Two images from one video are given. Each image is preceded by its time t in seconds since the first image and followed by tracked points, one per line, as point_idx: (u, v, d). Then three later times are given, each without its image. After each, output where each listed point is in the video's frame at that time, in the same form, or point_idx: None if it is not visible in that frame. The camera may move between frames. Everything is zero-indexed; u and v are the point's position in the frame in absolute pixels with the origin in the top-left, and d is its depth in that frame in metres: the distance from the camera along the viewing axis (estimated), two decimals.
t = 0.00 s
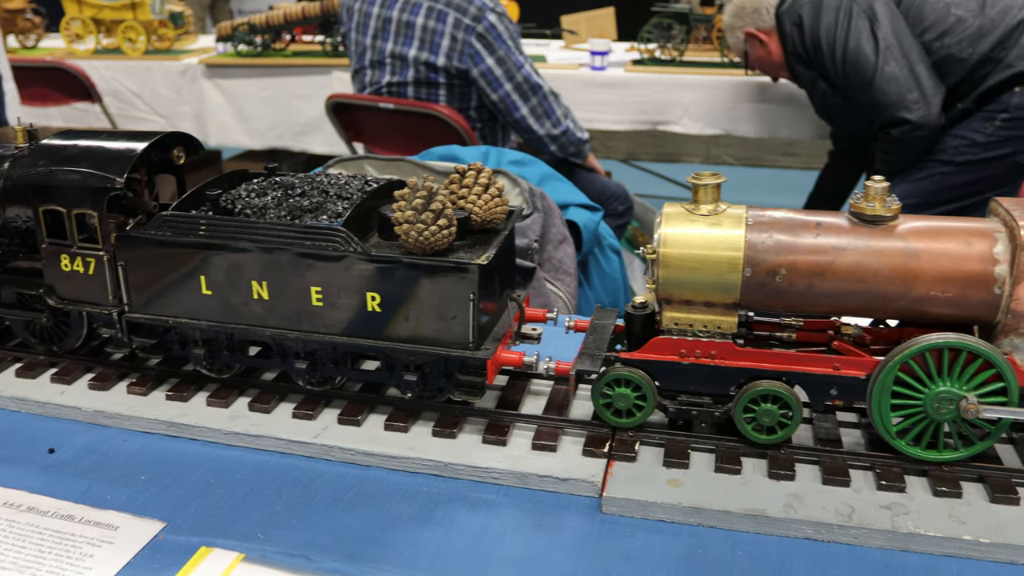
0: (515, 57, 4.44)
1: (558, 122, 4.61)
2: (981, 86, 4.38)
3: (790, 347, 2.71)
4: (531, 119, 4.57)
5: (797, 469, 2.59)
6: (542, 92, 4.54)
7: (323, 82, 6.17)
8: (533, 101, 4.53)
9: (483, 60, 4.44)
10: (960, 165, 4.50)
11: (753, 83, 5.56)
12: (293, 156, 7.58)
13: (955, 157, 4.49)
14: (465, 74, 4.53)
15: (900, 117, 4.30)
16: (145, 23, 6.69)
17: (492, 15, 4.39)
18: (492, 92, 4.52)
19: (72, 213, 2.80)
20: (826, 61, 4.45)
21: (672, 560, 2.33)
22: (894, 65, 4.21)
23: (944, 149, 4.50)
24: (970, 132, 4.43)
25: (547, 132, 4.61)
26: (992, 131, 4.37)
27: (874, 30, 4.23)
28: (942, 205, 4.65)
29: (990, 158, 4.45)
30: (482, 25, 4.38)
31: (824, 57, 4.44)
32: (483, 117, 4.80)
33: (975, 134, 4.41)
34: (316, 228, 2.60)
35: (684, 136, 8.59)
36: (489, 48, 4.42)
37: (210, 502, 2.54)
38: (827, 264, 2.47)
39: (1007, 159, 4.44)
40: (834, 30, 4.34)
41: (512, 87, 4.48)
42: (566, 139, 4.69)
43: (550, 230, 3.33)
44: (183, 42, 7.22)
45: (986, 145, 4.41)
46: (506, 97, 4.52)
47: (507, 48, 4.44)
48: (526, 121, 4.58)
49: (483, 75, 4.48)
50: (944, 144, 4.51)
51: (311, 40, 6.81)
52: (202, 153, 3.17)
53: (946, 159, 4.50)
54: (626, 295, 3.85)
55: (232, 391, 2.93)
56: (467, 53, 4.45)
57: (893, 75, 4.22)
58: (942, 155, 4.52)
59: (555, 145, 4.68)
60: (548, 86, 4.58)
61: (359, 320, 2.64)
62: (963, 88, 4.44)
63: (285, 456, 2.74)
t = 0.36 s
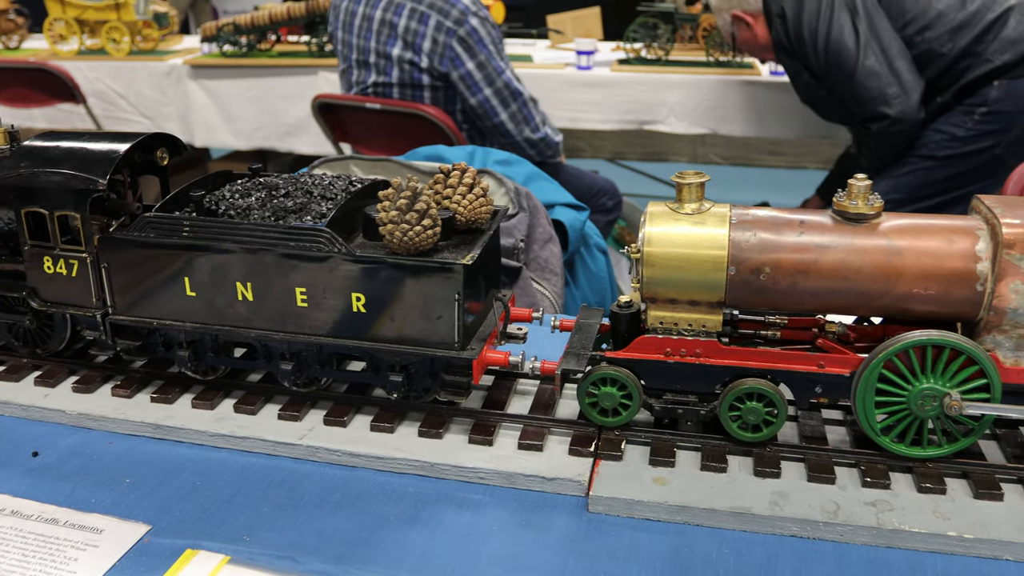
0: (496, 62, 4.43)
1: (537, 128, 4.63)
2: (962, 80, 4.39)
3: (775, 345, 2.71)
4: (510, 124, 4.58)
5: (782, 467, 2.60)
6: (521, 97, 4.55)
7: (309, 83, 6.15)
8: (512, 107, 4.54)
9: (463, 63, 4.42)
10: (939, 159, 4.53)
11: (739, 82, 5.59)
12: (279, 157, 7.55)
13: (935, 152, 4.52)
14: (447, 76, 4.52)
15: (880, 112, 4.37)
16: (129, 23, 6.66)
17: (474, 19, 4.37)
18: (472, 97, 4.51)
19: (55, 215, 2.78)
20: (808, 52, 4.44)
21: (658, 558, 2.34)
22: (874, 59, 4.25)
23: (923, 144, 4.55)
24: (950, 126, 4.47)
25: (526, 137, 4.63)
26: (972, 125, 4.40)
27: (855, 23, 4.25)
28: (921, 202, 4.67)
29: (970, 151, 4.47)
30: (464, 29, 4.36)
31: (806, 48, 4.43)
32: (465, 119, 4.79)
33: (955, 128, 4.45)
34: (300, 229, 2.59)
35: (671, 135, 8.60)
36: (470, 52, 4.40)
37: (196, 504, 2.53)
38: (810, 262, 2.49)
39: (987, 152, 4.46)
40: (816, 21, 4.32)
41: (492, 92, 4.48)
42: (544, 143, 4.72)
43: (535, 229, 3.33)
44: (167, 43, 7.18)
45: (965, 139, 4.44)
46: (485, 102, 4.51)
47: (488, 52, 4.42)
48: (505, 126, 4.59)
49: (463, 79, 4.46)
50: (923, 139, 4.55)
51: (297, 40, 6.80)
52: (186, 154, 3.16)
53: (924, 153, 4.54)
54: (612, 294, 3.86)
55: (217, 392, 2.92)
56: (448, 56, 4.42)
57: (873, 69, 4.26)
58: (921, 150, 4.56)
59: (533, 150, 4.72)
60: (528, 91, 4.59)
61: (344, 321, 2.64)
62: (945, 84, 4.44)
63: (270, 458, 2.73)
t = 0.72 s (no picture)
0: (486, 67, 4.43)
1: (525, 134, 4.64)
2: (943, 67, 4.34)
3: (761, 344, 2.72)
4: (498, 129, 4.58)
5: (768, 465, 2.60)
6: (511, 104, 4.56)
7: (296, 83, 6.14)
8: (501, 113, 4.54)
9: (454, 67, 4.41)
10: (923, 149, 4.45)
11: (726, 82, 5.60)
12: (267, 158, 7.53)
13: (917, 142, 4.47)
14: (437, 80, 4.51)
15: (863, 85, 4.47)
16: (115, 24, 6.64)
17: (467, 24, 4.36)
18: (461, 101, 4.51)
19: (39, 217, 2.77)
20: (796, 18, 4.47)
21: (644, 557, 2.34)
22: (858, 32, 4.32)
23: (901, 135, 4.54)
24: (932, 115, 4.39)
25: (513, 143, 4.64)
26: (951, 113, 4.30)
27: None
28: (911, 195, 4.62)
29: (952, 139, 4.35)
30: (456, 32, 4.35)
31: (795, 14, 4.45)
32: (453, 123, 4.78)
33: (936, 117, 4.37)
34: (286, 230, 2.59)
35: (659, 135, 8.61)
36: (461, 56, 4.39)
37: (182, 506, 2.52)
38: (795, 261, 2.49)
39: (970, 139, 4.32)
40: None
41: (482, 97, 4.48)
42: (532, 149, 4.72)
43: (522, 229, 3.33)
44: (154, 44, 7.17)
45: (947, 127, 4.33)
46: (474, 107, 4.51)
47: (479, 57, 4.42)
48: (493, 131, 4.59)
49: (453, 83, 4.45)
50: (903, 130, 4.54)
51: (284, 41, 6.79)
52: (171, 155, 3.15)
53: (903, 144, 4.52)
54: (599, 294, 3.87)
55: (203, 394, 2.91)
56: (439, 60, 4.42)
57: (857, 41, 4.33)
58: (899, 140, 4.56)
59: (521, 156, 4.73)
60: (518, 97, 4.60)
61: (331, 322, 2.63)
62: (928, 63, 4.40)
63: (256, 459, 2.72)
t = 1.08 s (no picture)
0: (469, 67, 4.42)
1: (508, 133, 4.64)
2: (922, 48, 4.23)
3: (744, 342, 2.71)
4: (481, 129, 4.58)
5: (751, 462, 2.62)
6: (494, 103, 4.55)
7: (280, 83, 6.12)
8: (485, 113, 4.53)
9: (437, 67, 4.40)
10: (906, 142, 4.35)
11: (710, 80, 5.64)
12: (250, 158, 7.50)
13: (899, 134, 4.39)
14: (421, 80, 4.50)
15: (846, 50, 4.20)
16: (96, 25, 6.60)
17: (450, 23, 4.34)
18: (444, 101, 4.50)
19: (18, 219, 2.76)
20: None
21: (628, 556, 2.34)
22: None
23: (884, 129, 4.47)
24: (911, 107, 4.30)
25: (497, 143, 4.64)
26: (930, 103, 4.22)
27: None
28: (895, 191, 4.52)
29: (933, 130, 4.26)
30: (438, 32, 4.33)
31: None
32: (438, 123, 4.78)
33: (915, 108, 4.28)
34: (267, 231, 2.58)
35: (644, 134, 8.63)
36: (444, 56, 4.38)
37: (164, 509, 2.50)
38: (776, 259, 2.50)
39: (949, 130, 4.23)
40: None
41: (465, 97, 4.47)
42: (515, 149, 4.72)
43: (506, 229, 3.33)
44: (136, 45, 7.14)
45: (928, 118, 4.25)
46: (457, 106, 4.50)
47: (462, 57, 4.41)
48: (476, 130, 4.59)
49: (436, 82, 4.45)
50: (885, 122, 4.47)
51: (267, 41, 6.77)
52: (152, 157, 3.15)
53: (887, 137, 4.45)
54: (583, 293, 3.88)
55: (185, 397, 2.90)
56: (421, 59, 4.41)
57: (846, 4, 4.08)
58: (882, 133, 4.50)
59: (504, 156, 4.73)
60: (501, 97, 4.59)
61: (314, 324, 2.63)
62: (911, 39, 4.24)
63: (239, 462, 2.71)
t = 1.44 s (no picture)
0: (451, 65, 4.42)
1: (491, 131, 4.63)
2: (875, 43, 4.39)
3: (726, 340, 2.73)
4: (464, 127, 4.57)
5: (734, 460, 2.62)
6: (477, 101, 4.55)
7: (263, 84, 6.11)
8: (467, 110, 4.53)
9: (418, 65, 4.39)
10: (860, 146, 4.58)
11: (692, 79, 5.68)
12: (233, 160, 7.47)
13: (854, 138, 4.61)
14: (403, 79, 4.49)
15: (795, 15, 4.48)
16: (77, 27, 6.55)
17: (431, 21, 4.33)
18: (426, 99, 4.49)
19: None
20: None
21: (611, 554, 2.35)
22: None
23: (841, 132, 4.67)
24: (864, 110, 4.52)
25: (480, 141, 4.64)
26: (879, 108, 4.43)
27: None
28: (861, 193, 4.75)
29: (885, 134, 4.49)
30: (420, 30, 4.32)
31: None
32: (422, 122, 4.77)
33: (867, 112, 4.50)
34: (248, 232, 2.57)
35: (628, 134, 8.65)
36: (425, 54, 4.36)
37: (147, 513, 2.49)
38: (757, 257, 2.51)
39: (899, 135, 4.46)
40: None
41: (447, 95, 4.46)
42: (498, 147, 4.72)
43: (489, 229, 3.33)
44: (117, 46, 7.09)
45: (879, 121, 4.47)
46: (440, 104, 4.49)
47: (444, 55, 4.40)
48: (459, 129, 4.58)
49: (418, 81, 4.43)
50: (839, 125, 4.69)
51: (250, 42, 6.77)
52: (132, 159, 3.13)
53: (842, 141, 4.66)
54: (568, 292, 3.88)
55: (167, 399, 2.89)
56: (403, 58, 4.39)
57: None
58: (837, 138, 4.72)
59: (488, 155, 4.73)
60: (484, 95, 4.59)
61: (296, 325, 2.62)
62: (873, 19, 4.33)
63: (222, 464, 2.70)
